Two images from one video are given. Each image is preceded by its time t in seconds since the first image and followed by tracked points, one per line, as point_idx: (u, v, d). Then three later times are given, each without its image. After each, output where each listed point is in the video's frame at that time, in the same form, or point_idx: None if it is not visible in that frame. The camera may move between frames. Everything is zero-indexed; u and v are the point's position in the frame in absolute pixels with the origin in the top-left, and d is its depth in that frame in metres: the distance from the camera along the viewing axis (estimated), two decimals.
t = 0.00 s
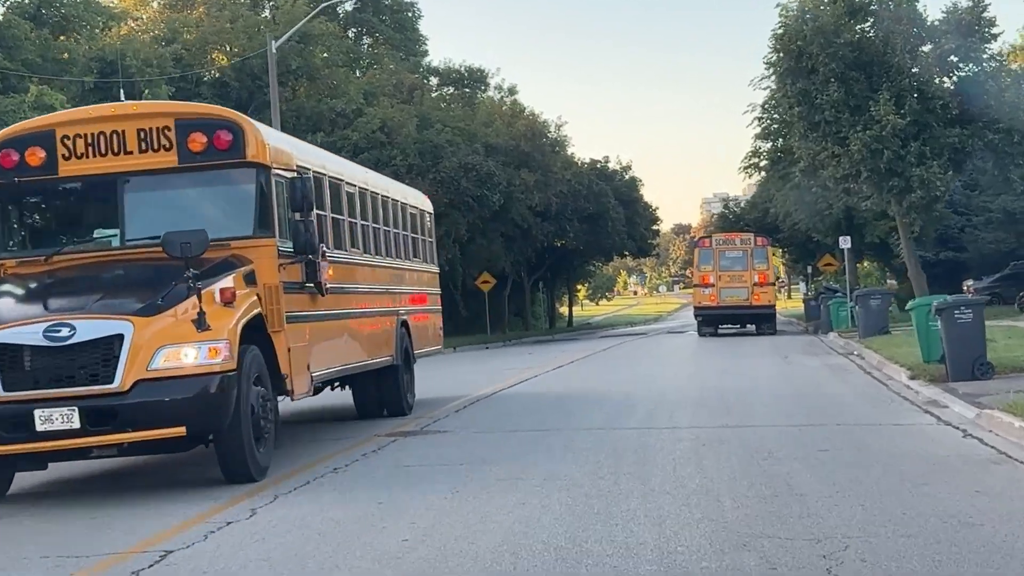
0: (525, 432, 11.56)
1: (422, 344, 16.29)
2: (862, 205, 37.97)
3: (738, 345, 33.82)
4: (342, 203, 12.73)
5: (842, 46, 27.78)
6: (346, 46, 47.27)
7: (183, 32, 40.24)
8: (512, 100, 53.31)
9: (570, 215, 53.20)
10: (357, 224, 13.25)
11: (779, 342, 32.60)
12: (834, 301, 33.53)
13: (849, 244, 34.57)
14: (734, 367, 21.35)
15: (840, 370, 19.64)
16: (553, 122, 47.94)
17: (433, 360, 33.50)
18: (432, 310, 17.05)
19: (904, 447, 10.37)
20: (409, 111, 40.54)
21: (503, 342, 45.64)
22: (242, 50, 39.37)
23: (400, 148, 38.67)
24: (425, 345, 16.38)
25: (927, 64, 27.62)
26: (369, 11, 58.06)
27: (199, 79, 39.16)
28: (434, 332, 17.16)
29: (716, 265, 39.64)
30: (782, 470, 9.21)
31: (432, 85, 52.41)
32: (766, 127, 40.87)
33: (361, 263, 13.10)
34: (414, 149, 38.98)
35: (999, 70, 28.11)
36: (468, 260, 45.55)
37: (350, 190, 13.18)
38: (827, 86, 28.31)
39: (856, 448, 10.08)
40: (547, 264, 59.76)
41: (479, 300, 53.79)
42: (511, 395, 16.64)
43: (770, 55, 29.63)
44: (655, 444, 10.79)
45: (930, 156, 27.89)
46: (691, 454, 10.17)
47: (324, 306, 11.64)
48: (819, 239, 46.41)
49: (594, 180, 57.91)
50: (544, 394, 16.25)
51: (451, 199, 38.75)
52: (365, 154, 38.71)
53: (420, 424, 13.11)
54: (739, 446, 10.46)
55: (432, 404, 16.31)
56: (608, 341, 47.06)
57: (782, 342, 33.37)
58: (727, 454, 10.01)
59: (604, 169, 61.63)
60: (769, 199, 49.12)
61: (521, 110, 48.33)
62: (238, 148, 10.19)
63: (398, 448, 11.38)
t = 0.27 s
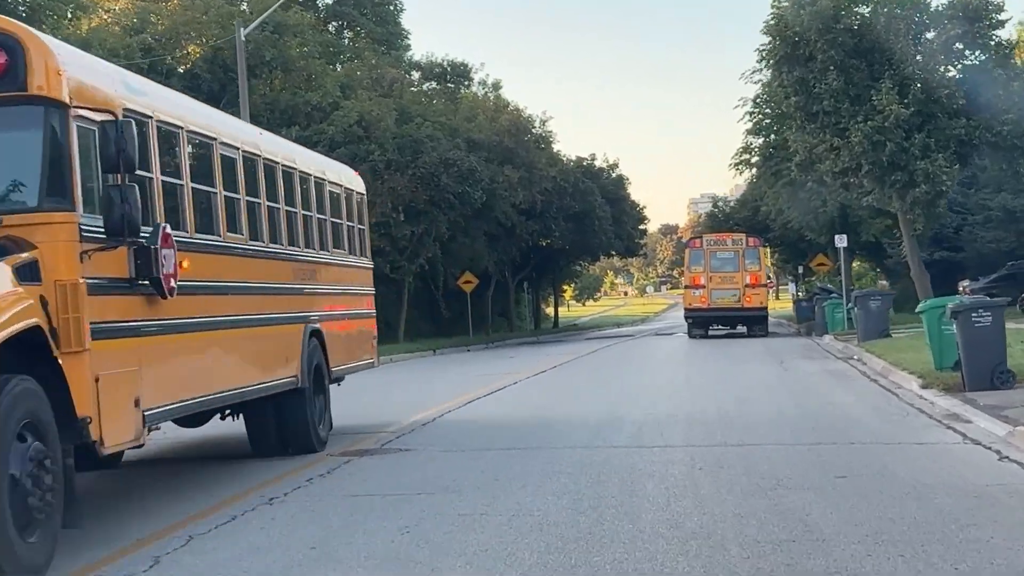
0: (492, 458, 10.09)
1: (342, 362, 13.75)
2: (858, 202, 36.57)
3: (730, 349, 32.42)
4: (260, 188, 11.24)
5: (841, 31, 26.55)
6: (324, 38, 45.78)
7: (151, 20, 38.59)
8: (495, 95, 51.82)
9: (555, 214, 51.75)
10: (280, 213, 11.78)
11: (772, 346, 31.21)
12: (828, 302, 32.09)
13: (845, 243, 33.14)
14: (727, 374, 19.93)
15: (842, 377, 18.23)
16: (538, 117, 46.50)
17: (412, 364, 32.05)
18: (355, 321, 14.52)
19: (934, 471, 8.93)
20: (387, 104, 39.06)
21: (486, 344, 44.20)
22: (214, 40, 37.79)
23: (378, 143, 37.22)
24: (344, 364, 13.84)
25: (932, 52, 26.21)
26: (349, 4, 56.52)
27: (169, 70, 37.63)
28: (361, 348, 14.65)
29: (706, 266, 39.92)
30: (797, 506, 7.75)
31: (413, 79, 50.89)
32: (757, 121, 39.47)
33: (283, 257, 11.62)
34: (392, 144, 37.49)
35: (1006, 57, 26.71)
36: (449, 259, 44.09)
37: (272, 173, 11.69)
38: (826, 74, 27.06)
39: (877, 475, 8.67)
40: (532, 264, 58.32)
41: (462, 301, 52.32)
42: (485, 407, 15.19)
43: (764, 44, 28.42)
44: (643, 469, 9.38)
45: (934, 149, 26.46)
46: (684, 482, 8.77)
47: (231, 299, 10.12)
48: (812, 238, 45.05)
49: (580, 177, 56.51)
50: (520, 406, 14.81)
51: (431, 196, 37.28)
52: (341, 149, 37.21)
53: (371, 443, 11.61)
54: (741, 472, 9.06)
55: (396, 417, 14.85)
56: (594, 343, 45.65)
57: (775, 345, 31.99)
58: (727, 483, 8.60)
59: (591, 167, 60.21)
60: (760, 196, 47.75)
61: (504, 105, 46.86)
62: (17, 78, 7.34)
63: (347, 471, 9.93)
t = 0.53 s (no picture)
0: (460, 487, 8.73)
1: (232, 383, 10.60)
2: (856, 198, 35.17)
3: (724, 352, 31.07)
4: (195, 173, 9.96)
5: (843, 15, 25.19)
6: (303, 30, 44.34)
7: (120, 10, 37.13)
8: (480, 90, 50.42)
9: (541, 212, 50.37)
10: (217, 201, 10.59)
11: (767, 349, 29.86)
12: (825, 303, 30.71)
13: (843, 241, 31.77)
14: (722, 381, 18.55)
15: (849, 386, 16.84)
16: (524, 112, 45.11)
17: (391, 366, 30.63)
18: (252, 326, 11.32)
19: (978, 504, 7.56)
20: (366, 98, 37.64)
21: (469, 347, 42.79)
22: (186, 30, 36.34)
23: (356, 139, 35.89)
24: (236, 385, 10.68)
25: (940, 36, 24.65)
26: None
27: (139, 62, 36.20)
28: (259, 360, 11.45)
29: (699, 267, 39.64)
30: (823, 552, 6.36)
31: (396, 74, 49.48)
32: (751, 115, 38.10)
33: (220, 253, 10.42)
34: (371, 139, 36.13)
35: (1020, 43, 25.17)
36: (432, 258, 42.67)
37: (207, 157, 10.43)
38: (828, 61, 25.70)
39: (915, 513, 7.29)
40: (518, 264, 56.92)
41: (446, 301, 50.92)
42: (460, 419, 13.82)
43: (764, 33, 27.17)
44: (634, 501, 8.02)
45: (943, 141, 24.96)
46: (683, 519, 7.41)
47: (158, 298, 8.85)
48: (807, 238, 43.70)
49: (567, 175, 55.15)
50: (498, 420, 13.43)
51: (412, 192, 35.87)
52: (318, 143, 35.77)
53: (322, 466, 10.15)
54: (750, 506, 7.70)
55: (362, 430, 13.46)
56: (581, 346, 44.26)
57: (769, 348, 30.63)
58: (735, 521, 7.23)
59: (578, 164, 58.82)
60: (752, 194, 46.39)
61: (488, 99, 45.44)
62: None
63: (291, 502, 8.57)
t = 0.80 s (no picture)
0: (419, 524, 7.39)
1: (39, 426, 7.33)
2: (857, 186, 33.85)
3: (717, 355, 29.79)
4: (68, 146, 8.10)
5: None
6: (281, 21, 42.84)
7: None
8: (465, 84, 49.02)
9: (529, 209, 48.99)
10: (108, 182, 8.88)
11: (763, 352, 28.55)
12: (824, 304, 29.41)
13: (842, 239, 29.62)
14: (720, 389, 17.21)
15: (857, 394, 15.51)
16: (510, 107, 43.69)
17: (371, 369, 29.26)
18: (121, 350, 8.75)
19: None
20: (345, 90, 36.19)
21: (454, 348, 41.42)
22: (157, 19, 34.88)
23: (334, 132, 34.46)
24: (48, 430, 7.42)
25: (954, 16, 20.59)
26: None
27: (107, 52, 34.71)
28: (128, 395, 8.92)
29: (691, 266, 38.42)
30: None
31: (378, 67, 48.05)
32: (745, 110, 36.74)
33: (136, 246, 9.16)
34: (349, 132, 34.68)
35: None
36: (416, 257, 41.27)
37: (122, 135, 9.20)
38: (829, 41, 22.22)
39: (977, 571, 5.88)
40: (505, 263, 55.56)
41: (430, 301, 49.52)
42: (434, 435, 12.45)
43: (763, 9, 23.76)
44: (623, 549, 6.63)
45: (954, 129, 21.06)
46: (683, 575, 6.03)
47: None
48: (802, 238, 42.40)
49: (555, 171, 53.76)
50: (475, 438, 12.06)
51: (393, 189, 34.44)
52: (295, 138, 34.33)
53: (259, 493, 8.62)
54: (766, 557, 6.34)
55: (323, 446, 12.07)
56: (570, 347, 42.92)
57: (766, 351, 29.31)
58: None
59: (566, 161, 57.37)
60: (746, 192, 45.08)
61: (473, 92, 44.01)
62: None
63: (218, 541, 7.21)
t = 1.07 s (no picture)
0: None
1: None
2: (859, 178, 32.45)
3: (713, 358, 28.34)
4: None
5: None
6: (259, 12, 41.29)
7: None
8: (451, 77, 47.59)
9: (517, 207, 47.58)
10: None
11: (761, 355, 27.11)
12: (825, 305, 28.00)
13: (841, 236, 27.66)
14: (719, 397, 15.79)
15: (871, 403, 14.08)
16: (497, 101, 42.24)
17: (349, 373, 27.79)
18: None
19: None
20: (325, 82, 34.73)
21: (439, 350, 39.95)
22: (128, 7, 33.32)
23: (312, 125, 33.11)
24: None
25: None
26: None
27: (75, 41, 33.12)
28: None
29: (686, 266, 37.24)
30: None
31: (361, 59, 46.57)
32: (740, 102, 35.37)
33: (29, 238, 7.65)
34: (329, 125, 33.31)
35: None
36: (399, 256, 39.79)
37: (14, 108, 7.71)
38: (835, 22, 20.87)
39: None
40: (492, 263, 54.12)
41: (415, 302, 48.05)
42: (400, 454, 11.01)
43: None
44: None
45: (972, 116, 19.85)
46: None
47: None
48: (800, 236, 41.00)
49: (544, 169, 52.33)
50: (446, 457, 10.63)
51: (373, 184, 32.97)
52: (271, 131, 32.89)
53: (180, 536, 7.34)
54: None
55: (275, 467, 10.67)
56: (560, 349, 41.47)
57: (764, 353, 27.88)
58: None
59: (555, 158, 55.90)
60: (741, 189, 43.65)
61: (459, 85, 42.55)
62: None
63: None
